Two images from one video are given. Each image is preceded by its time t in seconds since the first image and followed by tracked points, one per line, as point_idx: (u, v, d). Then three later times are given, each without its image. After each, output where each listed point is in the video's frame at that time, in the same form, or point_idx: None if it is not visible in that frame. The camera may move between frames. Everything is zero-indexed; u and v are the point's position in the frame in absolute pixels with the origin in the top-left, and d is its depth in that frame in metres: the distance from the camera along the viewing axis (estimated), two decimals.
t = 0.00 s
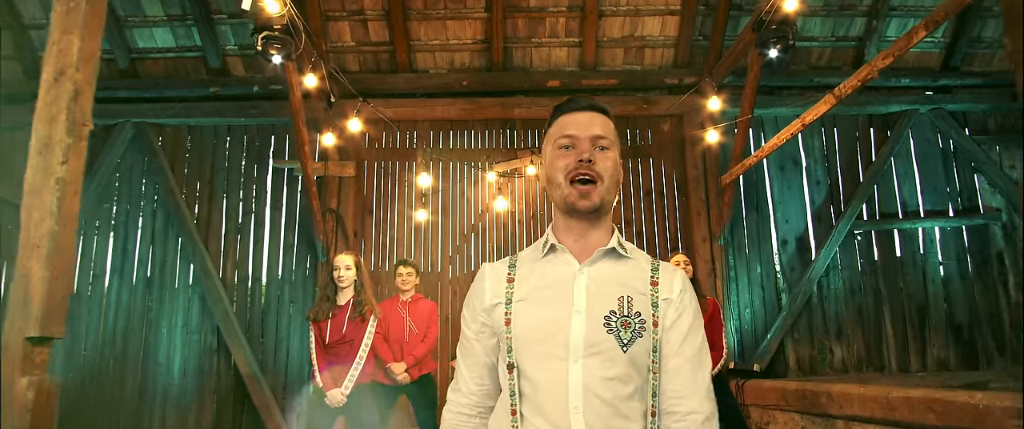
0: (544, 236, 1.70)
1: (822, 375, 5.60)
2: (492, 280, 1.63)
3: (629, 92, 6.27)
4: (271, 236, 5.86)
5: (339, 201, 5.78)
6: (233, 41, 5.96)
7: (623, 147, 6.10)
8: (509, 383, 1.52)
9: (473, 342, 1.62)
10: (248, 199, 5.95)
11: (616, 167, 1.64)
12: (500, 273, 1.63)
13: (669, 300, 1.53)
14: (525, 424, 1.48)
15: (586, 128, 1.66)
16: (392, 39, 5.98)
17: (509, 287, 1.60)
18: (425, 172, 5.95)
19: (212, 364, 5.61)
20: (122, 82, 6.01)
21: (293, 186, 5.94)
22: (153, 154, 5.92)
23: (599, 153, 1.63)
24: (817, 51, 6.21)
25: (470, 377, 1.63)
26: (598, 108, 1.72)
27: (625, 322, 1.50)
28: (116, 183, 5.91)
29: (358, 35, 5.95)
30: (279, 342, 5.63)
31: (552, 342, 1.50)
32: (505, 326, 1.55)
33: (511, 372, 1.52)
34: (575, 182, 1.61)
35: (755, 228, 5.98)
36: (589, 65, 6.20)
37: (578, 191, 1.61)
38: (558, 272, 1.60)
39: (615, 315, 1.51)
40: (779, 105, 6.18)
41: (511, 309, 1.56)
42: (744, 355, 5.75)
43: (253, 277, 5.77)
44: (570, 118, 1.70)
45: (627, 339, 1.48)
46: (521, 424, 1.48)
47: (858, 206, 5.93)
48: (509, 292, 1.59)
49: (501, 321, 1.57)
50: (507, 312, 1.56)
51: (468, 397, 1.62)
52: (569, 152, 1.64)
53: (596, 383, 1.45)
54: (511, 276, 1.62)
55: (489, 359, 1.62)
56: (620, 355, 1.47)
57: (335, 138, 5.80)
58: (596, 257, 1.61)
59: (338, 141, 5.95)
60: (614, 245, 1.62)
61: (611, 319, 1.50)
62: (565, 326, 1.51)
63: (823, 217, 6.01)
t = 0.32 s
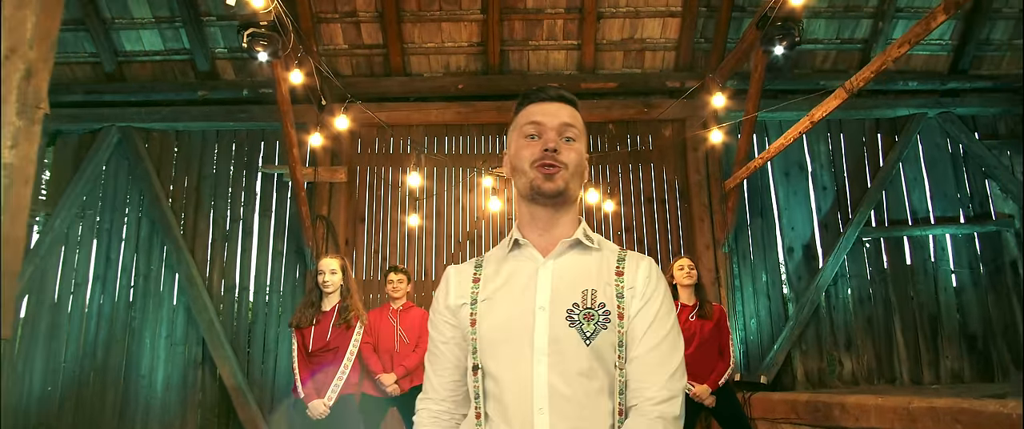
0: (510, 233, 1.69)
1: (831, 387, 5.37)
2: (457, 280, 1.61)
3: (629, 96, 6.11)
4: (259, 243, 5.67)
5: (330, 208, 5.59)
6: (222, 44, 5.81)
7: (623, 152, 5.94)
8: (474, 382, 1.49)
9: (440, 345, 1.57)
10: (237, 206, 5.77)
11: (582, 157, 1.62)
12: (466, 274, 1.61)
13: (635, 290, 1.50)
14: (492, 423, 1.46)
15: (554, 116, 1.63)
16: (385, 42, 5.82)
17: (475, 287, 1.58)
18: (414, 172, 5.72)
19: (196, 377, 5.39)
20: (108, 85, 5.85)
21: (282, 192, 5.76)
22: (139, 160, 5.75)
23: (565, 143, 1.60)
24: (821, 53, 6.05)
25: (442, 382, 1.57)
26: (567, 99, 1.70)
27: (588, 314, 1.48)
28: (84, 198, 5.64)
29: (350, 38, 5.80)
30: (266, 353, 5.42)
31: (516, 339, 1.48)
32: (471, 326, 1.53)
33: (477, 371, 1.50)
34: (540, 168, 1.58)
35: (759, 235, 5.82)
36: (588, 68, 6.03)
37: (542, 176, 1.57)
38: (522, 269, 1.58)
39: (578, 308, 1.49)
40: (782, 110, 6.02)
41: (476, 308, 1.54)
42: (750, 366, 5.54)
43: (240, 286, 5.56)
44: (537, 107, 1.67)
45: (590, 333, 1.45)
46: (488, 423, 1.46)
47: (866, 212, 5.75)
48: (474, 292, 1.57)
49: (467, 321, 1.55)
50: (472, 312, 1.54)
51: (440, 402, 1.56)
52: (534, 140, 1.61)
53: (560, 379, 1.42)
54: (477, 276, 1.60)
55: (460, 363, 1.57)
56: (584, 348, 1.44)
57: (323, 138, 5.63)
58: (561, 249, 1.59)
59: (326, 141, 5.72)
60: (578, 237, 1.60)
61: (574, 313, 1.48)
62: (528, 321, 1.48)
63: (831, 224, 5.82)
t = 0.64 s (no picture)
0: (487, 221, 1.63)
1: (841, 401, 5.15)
2: (440, 266, 1.52)
3: (628, 100, 5.98)
4: (246, 253, 5.47)
5: (320, 215, 5.47)
6: (211, 47, 5.66)
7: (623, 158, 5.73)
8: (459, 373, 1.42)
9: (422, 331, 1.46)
10: (224, 213, 5.59)
11: (553, 143, 1.61)
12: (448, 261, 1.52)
13: (621, 282, 1.50)
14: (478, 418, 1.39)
15: (520, 103, 1.61)
16: (378, 45, 5.68)
17: (459, 274, 1.50)
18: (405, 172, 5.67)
19: (182, 388, 5.27)
20: (93, 89, 5.72)
21: (272, 199, 5.58)
22: (123, 166, 5.53)
23: (535, 132, 1.60)
24: (825, 57, 5.95)
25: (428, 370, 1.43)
26: (533, 82, 1.67)
27: (576, 308, 1.44)
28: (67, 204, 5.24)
29: (343, 41, 5.66)
30: (254, 366, 5.21)
31: (504, 331, 1.42)
32: (456, 314, 1.45)
33: (462, 362, 1.42)
34: (510, 164, 1.57)
35: (765, 244, 5.64)
36: (587, 71, 5.89)
37: (513, 173, 1.57)
38: (506, 259, 1.52)
39: (565, 301, 1.45)
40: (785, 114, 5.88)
41: (462, 297, 1.47)
42: (757, 379, 5.34)
43: (227, 296, 5.37)
44: (503, 96, 1.66)
45: (578, 326, 1.42)
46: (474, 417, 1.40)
47: (873, 220, 5.57)
48: (459, 279, 1.49)
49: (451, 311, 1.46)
50: (458, 300, 1.46)
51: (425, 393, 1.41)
52: (502, 133, 1.61)
53: (549, 373, 1.39)
54: (460, 264, 1.52)
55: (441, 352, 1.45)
56: (572, 342, 1.41)
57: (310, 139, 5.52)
58: (542, 238, 1.56)
59: (314, 142, 5.63)
60: (559, 225, 1.57)
61: (561, 305, 1.44)
62: (515, 314, 1.43)
63: (837, 231, 5.66)
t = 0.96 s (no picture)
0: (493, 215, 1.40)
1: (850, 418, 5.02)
2: (445, 258, 1.31)
3: (630, 111, 5.90)
4: (240, 267, 5.36)
5: (316, 227, 5.31)
6: (207, 57, 5.58)
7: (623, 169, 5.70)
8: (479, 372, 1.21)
9: (427, 334, 1.24)
10: (218, 226, 5.48)
11: (570, 134, 1.40)
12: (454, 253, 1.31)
13: (641, 270, 1.33)
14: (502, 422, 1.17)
15: (533, 91, 1.39)
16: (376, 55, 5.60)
17: (467, 268, 1.29)
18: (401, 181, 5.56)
19: (172, 406, 5.08)
20: (87, 100, 5.63)
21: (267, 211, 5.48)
22: (116, 178, 5.46)
23: (550, 122, 1.38)
24: (830, 67, 5.83)
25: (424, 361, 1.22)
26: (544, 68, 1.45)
27: (601, 297, 1.25)
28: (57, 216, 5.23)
29: (340, 51, 5.58)
30: (246, 382, 5.09)
31: (525, 323, 1.22)
32: (468, 311, 1.24)
33: (482, 359, 1.21)
34: (526, 157, 1.34)
35: (770, 257, 5.52)
36: (587, 81, 5.80)
37: (530, 166, 1.34)
38: (519, 247, 1.32)
39: (590, 290, 1.26)
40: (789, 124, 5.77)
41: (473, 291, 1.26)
42: (762, 396, 5.20)
43: (220, 310, 5.24)
44: (511, 83, 1.42)
45: (606, 317, 1.23)
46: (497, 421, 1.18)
47: (881, 232, 5.45)
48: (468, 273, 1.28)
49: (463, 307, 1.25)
50: (469, 295, 1.25)
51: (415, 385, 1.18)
52: (516, 123, 1.37)
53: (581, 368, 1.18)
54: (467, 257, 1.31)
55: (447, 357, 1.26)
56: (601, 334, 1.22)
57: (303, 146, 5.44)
58: (558, 227, 1.36)
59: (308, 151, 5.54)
60: (574, 216, 1.37)
61: (586, 295, 1.25)
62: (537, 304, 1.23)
63: (844, 244, 5.53)
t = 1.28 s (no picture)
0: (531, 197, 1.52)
1: None
2: (483, 236, 1.40)
3: (625, 133, 5.90)
4: (232, 291, 5.26)
5: (309, 250, 5.25)
6: (203, 81, 5.61)
7: (619, 191, 5.65)
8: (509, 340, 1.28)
9: (463, 306, 1.34)
10: (211, 248, 5.41)
11: (596, 118, 1.54)
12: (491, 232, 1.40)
13: (668, 256, 1.40)
14: (528, 384, 1.24)
15: (561, 81, 1.56)
16: (372, 79, 5.63)
17: (503, 244, 1.38)
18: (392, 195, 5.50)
19: None
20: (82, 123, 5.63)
21: (260, 234, 5.42)
22: (110, 201, 5.43)
23: (578, 107, 1.53)
24: (823, 90, 5.86)
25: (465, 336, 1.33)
26: (574, 63, 1.62)
27: (628, 275, 1.33)
28: (49, 240, 5.36)
29: (336, 75, 5.62)
30: (236, 407, 4.96)
31: (555, 296, 1.30)
32: (502, 283, 1.33)
33: (514, 329, 1.29)
34: (555, 137, 1.49)
35: (768, 279, 5.43)
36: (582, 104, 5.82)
37: (558, 146, 1.49)
38: (552, 229, 1.41)
39: (617, 269, 1.34)
40: (783, 146, 5.78)
41: (508, 264, 1.35)
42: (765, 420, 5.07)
43: (210, 334, 5.13)
44: (544, 76, 1.60)
45: (632, 293, 1.31)
46: (523, 384, 1.24)
47: (879, 253, 5.41)
48: (503, 249, 1.37)
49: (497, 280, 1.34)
50: (504, 267, 1.34)
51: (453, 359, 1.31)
52: (547, 109, 1.54)
53: (606, 337, 1.26)
54: (503, 235, 1.40)
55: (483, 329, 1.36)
56: (626, 308, 1.30)
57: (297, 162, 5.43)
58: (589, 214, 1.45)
59: (301, 166, 5.54)
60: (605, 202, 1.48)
61: (614, 273, 1.33)
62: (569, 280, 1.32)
63: (842, 264, 5.47)
